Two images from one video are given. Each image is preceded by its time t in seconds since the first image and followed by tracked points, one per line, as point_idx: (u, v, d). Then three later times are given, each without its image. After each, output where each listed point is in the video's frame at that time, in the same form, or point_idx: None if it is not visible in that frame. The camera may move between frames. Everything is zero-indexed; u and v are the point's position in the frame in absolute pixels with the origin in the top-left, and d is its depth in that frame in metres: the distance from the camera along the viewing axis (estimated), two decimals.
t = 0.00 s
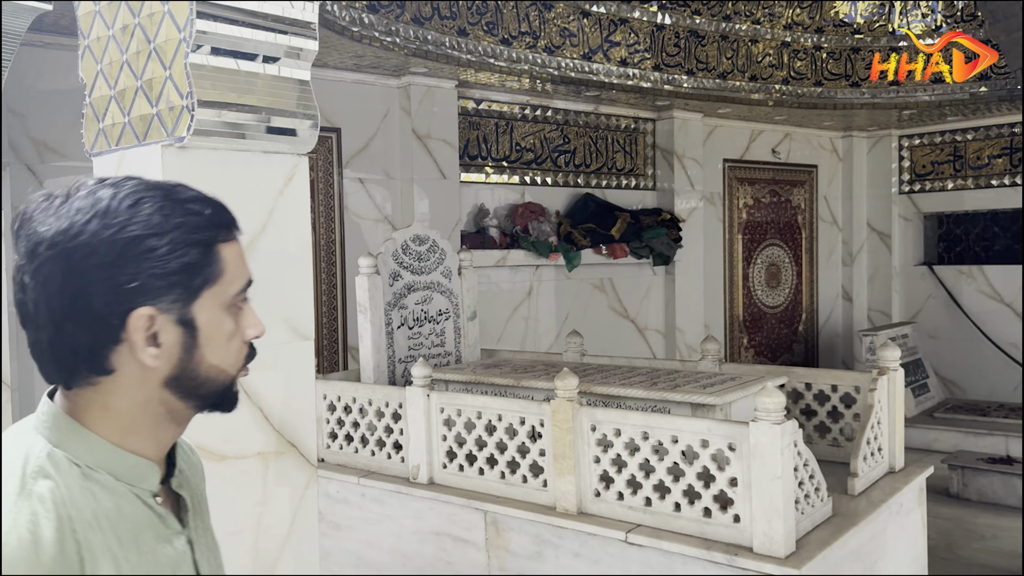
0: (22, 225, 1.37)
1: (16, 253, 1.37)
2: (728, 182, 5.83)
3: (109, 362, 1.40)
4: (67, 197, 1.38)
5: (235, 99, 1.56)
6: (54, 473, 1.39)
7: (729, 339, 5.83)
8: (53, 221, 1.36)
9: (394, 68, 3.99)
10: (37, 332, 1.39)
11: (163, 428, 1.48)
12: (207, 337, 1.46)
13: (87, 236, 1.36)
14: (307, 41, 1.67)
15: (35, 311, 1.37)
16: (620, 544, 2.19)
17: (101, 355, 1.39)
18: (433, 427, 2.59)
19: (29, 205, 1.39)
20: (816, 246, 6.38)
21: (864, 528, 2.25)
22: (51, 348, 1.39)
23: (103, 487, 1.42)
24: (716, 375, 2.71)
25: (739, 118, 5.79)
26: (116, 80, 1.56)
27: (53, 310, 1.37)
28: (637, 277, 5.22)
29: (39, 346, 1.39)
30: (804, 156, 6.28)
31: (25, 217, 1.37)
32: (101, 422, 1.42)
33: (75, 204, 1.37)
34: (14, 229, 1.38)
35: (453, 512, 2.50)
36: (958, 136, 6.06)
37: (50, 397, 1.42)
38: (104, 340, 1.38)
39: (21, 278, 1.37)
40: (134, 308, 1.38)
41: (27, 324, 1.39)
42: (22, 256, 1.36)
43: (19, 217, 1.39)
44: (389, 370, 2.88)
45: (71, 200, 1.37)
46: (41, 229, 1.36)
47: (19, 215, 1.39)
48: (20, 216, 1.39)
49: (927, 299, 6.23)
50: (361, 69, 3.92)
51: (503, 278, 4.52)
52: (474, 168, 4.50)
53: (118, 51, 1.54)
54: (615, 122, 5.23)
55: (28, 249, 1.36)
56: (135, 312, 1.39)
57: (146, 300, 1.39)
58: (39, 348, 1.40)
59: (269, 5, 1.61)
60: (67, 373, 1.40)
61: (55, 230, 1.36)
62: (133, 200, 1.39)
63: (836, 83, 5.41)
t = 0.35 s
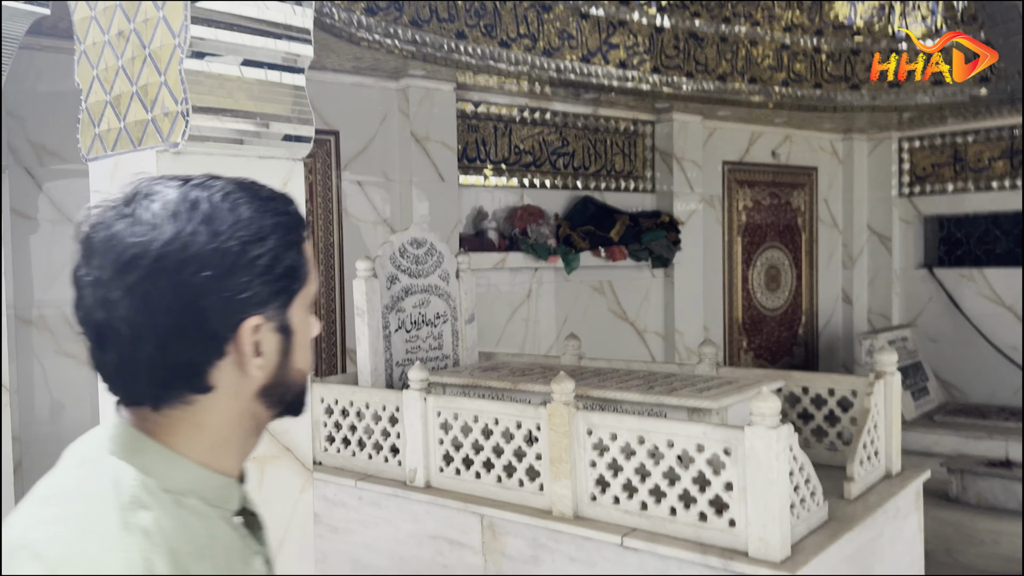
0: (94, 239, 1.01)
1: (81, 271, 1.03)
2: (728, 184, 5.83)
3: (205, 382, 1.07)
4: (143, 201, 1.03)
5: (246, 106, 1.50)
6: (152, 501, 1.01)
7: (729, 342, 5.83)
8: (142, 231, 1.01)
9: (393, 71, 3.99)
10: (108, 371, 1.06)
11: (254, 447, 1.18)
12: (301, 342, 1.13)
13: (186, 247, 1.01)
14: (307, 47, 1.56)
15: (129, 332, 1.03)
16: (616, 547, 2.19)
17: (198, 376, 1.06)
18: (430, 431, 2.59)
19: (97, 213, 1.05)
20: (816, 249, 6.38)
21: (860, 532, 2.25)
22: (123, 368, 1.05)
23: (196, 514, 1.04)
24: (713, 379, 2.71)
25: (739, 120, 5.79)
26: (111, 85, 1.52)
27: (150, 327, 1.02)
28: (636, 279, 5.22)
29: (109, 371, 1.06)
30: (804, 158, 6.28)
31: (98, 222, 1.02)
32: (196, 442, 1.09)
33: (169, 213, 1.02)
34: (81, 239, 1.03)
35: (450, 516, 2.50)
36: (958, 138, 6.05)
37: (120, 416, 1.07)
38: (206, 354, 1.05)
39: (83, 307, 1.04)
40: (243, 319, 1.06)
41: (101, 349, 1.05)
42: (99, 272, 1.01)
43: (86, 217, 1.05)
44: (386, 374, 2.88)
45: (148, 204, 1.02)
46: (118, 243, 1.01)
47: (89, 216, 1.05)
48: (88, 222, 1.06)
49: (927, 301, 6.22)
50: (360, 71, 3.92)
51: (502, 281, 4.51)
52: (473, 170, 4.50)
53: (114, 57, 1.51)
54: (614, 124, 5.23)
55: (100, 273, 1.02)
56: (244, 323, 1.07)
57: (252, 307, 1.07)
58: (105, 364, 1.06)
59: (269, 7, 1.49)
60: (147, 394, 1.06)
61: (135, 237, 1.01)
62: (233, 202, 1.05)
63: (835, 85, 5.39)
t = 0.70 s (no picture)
0: (216, 234, 0.65)
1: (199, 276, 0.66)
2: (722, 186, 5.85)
3: (328, 355, 0.66)
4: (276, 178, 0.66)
5: (239, 107, 1.48)
6: (307, 472, 0.60)
7: (722, 343, 5.85)
8: (293, 220, 0.64)
9: (387, 71, 3.99)
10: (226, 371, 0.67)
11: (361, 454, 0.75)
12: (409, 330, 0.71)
13: (344, 236, 0.65)
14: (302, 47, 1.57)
15: (270, 315, 0.65)
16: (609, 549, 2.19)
17: (327, 350, 0.66)
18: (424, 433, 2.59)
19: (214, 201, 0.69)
20: (809, 250, 6.39)
21: (852, 534, 2.26)
22: (237, 345, 0.65)
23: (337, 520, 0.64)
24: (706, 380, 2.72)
25: (732, 121, 5.80)
26: (104, 84, 1.51)
27: (293, 307, 0.65)
28: (630, 280, 5.22)
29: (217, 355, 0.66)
30: (798, 159, 6.30)
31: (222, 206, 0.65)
32: (332, 434, 0.67)
33: (319, 192, 0.65)
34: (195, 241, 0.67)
35: (443, 517, 2.50)
36: (951, 140, 6.09)
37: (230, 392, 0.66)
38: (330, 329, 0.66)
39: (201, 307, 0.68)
40: (362, 298, 0.66)
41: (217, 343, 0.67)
42: (228, 264, 0.64)
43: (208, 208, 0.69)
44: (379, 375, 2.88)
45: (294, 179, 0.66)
46: (251, 238, 0.64)
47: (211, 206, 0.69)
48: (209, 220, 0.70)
49: (919, 302, 6.25)
50: (354, 71, 3.92)
51: (495, 281, 4.51)
52: (467, 171, 4.50)
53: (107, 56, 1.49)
54: (608, 125, 5.24)
55: (236, 288, 0.64)
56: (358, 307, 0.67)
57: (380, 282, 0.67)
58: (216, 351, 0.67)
59: (262, 9, 1.50)
60: (267, 366, 0.66)
61: (277, 226, 0.64)
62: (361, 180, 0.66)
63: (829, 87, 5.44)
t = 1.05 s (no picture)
0: (342, 247, 0.65)
1: (320, 285, 0.67)
2: (714, 192, 5.87)
3: (438, 359, 0.68)
4: (392, 194, 0.68)
5: (234, 112, 1.48)
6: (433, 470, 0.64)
7: (713, 349, 5.86)
8: (417, 233, 0.65)
9: (381, 76, 3.99)
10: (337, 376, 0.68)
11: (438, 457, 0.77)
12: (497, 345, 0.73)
13: (464, 250, 0.66)
14: (297, 53, 1.58)
15: (396, 321, 0.65)
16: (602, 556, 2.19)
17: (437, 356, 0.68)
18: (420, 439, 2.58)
19: (325, 213, 0.69)
20: (800, 257, 6.42)
21: (845, 541, 2.27)
22: (353, 348, 0.67)
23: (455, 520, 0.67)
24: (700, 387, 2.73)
25: (724, 129, 5.83)
26: (99, 89, 1.53)
27: (419, 313, 0.65)
28: (623, 286, 5.23)
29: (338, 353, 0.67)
30: (789, 167, 6.33)
31: (343, 220, 0.66)
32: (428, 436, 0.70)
33: (439, 210, 0.67)
34: (315, 253, 0.67)
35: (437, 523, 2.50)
36: (941, 148, 6.13)
37: (340, 392, 0.68)
38: (445, 335, 0.67)
39: (313, 313, 0.69)
40: (473, 304, 0.68)
41: (329, 348, 0.68)
42: (359, 272, 0.64)
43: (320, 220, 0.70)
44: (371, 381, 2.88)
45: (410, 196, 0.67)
46: (380, 253, 0.64)
47: (323, 218, 0.69)
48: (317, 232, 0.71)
49: (910, 310, 6.28)
50: (347, 76, 3.92)
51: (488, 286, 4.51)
52: (460, 176, 4.50)
53: (104, 60, 1.51)
54: (600, 132, 5.25)
55: (365, 297, 0.65)
56: (471, 314, 0.69)
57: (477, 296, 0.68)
58: (325, 356, 0.69)
59: (258, 14, 1.51)
60: (384, 368, 0.67)
61: (403, 239, 0.65)
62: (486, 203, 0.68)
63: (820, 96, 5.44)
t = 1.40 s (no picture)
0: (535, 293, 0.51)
1: (500, 336, 0.52)
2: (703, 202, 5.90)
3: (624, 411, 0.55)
4: (576, 223, 0.54)
5: (232, 130, 1.49)
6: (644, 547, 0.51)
7: (703, 358, 5.87)
8: (630, 279, 0.52)
9: (373, 85, 3.99)
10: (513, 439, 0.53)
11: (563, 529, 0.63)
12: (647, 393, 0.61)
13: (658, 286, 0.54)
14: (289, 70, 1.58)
15: (598, 370, 0.52)
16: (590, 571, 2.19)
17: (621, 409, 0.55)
18: (407, 450, 2.43)
19: (480, 243, 0.55)
20: (788, 267, 6.46)
21: (831, 557, 2.28)
22: (541, 402, 0.52)
23: None
24: (689, 400, 2.73)
25: (713, 139, 5.86)
26: (91, 102, 1.53)
27: (621, 359, 0.53)
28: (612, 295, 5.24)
29: (519, 407, 0.53)
30: (778, 177, 6.37)
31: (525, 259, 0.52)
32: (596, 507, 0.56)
33: (640, 247, 0.54)
34: (487, 294, 0.52)
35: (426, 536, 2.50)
36: (928, 160, 6.18)
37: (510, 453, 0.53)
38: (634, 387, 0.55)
39: (480, 358, 0.53)
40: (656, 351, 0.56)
41: (508, 403, 0.53)
42: (565, 313, 0.51)
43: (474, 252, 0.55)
44: (361, 391, 2.86)
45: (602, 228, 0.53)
46: (589, 304, 0.51)
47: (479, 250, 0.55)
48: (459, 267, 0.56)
49: (897, 319, 6.32)
50: (339, 84, 3.92)
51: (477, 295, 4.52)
52: (451, 185, 4.50)
53: (94, 74, 1.52)
54: (591, 141, 5.27)
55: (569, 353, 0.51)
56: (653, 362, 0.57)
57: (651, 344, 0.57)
58: (496, 410, 0.53)
59: (250, 30, 1.51)
60: (574, 424, 0.53)
61: (607, 274, 0.51)
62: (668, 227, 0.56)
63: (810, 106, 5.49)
